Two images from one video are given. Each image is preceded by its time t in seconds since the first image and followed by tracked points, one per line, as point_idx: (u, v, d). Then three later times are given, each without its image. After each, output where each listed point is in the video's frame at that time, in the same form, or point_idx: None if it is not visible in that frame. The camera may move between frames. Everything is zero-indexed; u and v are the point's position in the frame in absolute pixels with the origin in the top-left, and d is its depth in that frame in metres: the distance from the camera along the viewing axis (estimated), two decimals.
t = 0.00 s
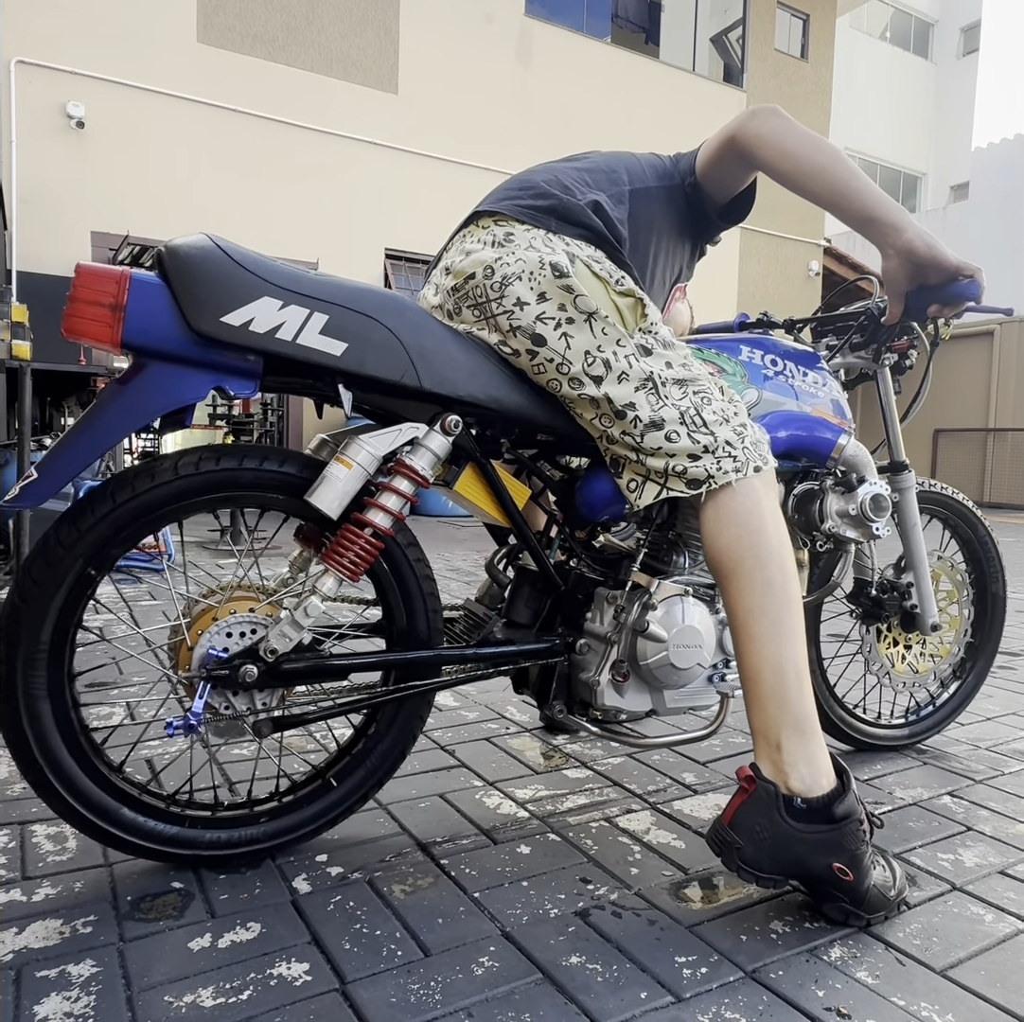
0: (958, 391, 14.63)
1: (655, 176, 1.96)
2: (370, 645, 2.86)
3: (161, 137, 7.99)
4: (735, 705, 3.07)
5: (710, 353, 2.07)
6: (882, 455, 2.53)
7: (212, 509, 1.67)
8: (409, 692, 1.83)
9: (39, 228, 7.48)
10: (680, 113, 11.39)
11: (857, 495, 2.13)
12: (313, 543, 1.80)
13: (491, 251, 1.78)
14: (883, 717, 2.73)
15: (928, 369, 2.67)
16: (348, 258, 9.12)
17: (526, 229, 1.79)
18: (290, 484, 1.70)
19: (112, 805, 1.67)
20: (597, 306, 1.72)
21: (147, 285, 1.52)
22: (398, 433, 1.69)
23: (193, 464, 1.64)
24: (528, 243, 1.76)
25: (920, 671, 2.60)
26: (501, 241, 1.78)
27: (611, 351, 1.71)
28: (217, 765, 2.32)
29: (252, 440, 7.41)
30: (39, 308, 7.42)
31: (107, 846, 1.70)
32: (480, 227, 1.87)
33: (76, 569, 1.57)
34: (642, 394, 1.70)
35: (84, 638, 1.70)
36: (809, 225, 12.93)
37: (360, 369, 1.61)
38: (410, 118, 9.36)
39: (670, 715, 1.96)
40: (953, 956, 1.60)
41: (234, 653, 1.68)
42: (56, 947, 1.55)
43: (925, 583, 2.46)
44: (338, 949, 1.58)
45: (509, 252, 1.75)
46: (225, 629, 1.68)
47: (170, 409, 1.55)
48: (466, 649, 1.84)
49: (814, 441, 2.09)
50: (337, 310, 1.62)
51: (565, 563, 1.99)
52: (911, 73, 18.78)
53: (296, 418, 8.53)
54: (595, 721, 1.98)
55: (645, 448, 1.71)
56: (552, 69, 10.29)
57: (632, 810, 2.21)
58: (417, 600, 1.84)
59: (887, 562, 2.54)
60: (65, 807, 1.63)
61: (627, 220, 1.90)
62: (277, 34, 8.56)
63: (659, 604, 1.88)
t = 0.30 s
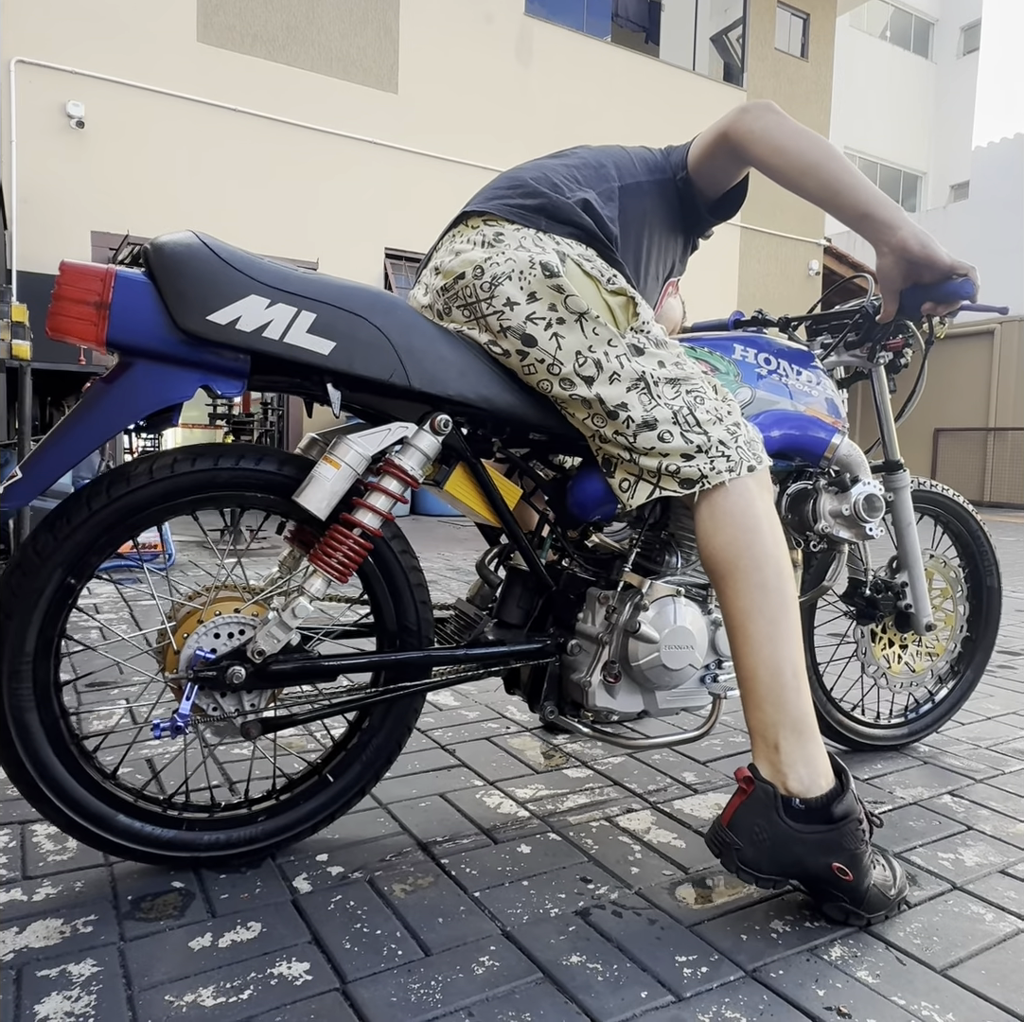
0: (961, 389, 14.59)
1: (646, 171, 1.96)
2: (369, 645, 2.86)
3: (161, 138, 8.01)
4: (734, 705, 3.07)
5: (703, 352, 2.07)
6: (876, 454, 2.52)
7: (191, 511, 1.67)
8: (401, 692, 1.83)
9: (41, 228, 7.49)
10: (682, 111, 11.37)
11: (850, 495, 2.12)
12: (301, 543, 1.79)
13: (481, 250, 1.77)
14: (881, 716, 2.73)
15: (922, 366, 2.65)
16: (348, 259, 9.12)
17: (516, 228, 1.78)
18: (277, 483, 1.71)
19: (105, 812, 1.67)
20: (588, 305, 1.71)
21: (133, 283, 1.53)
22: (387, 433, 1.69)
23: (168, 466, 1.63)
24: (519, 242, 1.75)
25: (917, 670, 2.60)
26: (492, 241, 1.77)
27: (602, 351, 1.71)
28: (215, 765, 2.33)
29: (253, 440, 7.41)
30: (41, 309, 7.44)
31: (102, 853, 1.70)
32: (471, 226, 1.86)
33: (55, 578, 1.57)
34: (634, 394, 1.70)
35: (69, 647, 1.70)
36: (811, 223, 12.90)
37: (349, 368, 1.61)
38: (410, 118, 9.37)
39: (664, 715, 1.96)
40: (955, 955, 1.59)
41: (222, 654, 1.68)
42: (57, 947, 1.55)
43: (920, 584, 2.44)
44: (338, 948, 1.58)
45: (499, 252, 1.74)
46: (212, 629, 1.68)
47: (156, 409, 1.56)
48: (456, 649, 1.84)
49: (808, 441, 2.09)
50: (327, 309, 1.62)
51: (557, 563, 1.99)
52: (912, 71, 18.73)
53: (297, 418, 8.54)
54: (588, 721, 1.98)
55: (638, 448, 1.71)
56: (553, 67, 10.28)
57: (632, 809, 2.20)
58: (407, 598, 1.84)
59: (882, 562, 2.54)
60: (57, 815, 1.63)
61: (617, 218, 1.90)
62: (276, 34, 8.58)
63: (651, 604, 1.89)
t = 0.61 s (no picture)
0: (960, 390, 14.61)
1: (647, 169, 1.96)
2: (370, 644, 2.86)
3: (161, 137, 8.00)
4: (735, 705, 3.07)
5: (705, 351, 2.07)
6: (878, 454, 2.53)
7: (202, 509, 1.67)
8: (405, 691, 1.83)
9: (40, 227, 7.48)
10: (682, 111, 11.37)
11: (852, 494, 2.13)
12: (307, 542, 1.80)
13: (484, 252, 1.77)
14: (882, 716, 2.73)
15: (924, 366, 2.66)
16: (348, 258, 9.12)
17: (518, 230, 1.78)
18: (285, 483, 1.71)
19: (109, 808, 1.67)
20: (590, 306, 1.72)
21: (140, 284, 1.53)
22: (391, 433, 1.69)
23: (181, 464, 1.64)
24: (522, 244, 1.75)
25: (918, 669, 2.60)
26: (494, 243, 1.78)
27: (605, 351, 1.71)
28: (216, 765, 2.33)
29: (253, 439, 7.41)
30: (40, 308, 7.44)
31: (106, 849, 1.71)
32: (472, 229, 1.86)
33: (66, 572, 1.58)
34: (636, 394, 1.70)
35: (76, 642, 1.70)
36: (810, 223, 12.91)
37: (354, 367, 1.61)
38: (411, 118, 9.36)
39: (666, 714, 1.96)
40: (954, 954, 1.60)
41: (228, 652, 1.68)
42: (57, 947, 1.55)
43: (922, 583, 2.46)
44: (338, 947, 1.58)
45: (501, 254, 1.74)
46: (218, 629, 1.68)
47: (162, 409, 1.56)
48: (461, 648, 1.84)
49: (809, 440, 2.09)
50: (332, 309, 1.62)
51: (560, 562, 1.99)
52: (911, 72, 18.74)
53: (297, 418, 8.53)
54: (592, 720, 1.98)
55: (640, 447, 1.71)
56: (553, 67, 10.28)
57: (632, 809, 2.20)
58: (412, 598, 1.84)
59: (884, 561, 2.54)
60: (61, 811, 1.63)
61: (618, 217, 1.90)
62: (277, 34, 8.57)
63: (654, 603, 1.88)
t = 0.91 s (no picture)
0: (959, 390, 14.62)
1: (647, 167, 1.95)
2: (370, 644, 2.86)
3: (160, 137, 7.99)
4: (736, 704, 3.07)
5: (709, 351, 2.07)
6: (881, 453, 2.53)
7: (219, 506, 1.68)
8: (412, 689, 1.84)
9: (39, 227, 7.48)
10: (681, 111, 11.38)
11: (856, 491, 2.14)
12: (316, 541, 1.80)
13: (489, 254, 1.78)
14: (884, 716, 2.73)
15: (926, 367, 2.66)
16: (348, 258, 9.11)
17: (523, 232, 1.79)
18: (297, 483, 1.71)
19: (113, 802, 1.67)
20: (595, 307, 1.72)
21: (151, 285, 1.53)
22: (399, 432, 1.68)
23: (200, 461, 1.65)
24: (527, 246, 1.76)
25: (921, 669, 2.60)
26: (499, 245, 1.78)
27: (610, 352, 1.72)
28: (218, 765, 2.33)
29: (253, 438, 7.41)
30: (39, 308, 7.43)
31: (111, 843, 1.71)
32: (478, 230, 1.87)
33: (83, 564, 1.58)
34: (642, 394, 1.70)
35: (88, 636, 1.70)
36: (809, 223, 12.91)
37: (362, 366, 1.61)
38: (411, 117, 9.36)
39: (672, 712, 1.96)
40: (954, 954, 1.60)
41: (237, 650, 1.69)
42: (57, 947, 1.55)
43: (925, 582, 2.47)
44: (338, 947, 1.58)
45: (506, 256, 1.75)
46: (227, 627, 1.68)
47: (172, 409, 1.55)
48: (468, 646, 1.84)
49: (813, 439, 2.11)
50: (340, 309, 1.62)
51: (566, 561, 1.99)
52: (911, 72, 18.74)
53: (297, 417, 8.53)
54: (598, 718, 1.97)
55: (645, 446, 1.71)
56: (552, 67, 10.28)
57: (632, 809, 2.20)
58: (420, 600, 1.84)
59: (887, 559, 2.55)
60: (68, 804, 1.63)
61: (621, 216, 1.90)
62: (277, 33, 8.56)
63: (660, 601, 1.89)
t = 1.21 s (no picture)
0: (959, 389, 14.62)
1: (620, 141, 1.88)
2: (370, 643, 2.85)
3: (160, 137, 7.99)
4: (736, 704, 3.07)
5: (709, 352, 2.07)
6: (882, 453, 2.53)
7: (228, 505, 1.68)
8: (416, 688, 1.84)
9: (39, 227, 7.48)
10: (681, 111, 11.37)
11: (857, 489, 2.14)
12: (320, 542, 1.80)
13: (475, 271, 1.77)
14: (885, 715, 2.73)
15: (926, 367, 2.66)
16: (348, 258, 9.10)
17: (507, 248, 1.78)
18: (300, 482, 1.71)
19: (117, 798, 1.67)
20: (585, 317, 1.71)
21: (157, 285, 1.53)
22: (402, 432, 1.68)
23: (209, 460, 1.65)
24: (512, 261, 1.75)
25: (922, 668, 2.59)
26: (485, 261, 1.78)
27: (603, 360, 1.71)
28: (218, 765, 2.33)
29: (253, 438, 7.41)
30: (39, 308, 7.43)
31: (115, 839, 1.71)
32: (458, 252, 1.86)
33: (91, 560, 1.58)
34: (638, 400, 1.70)
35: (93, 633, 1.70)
36: (809, 223, 12.91)
37: (367, 366, 1.61)
38: (411, 117, 9.35)
39: (675, 711, 1.96)
40: (953, 953, 1.60)
41: (242, 648, 1.69)
42: (57, 946, 1.55)
43: (926, 581, 2.47)
44: (338, 947, 1.58)
45: (492, 272, 1.74)
46: (233, 626, 1.68)
47: (177, 409, 1.55)
48: (472, 645, 1.84)
49: (813, 438, 2.11)
50: (344, 309, 1.62)
51: (569, 560, 1.98)
52: (911, 72, 18.74)
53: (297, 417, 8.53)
54: (601, 717, 1.97)
55: (645, 449, 1.71)
56: (552, 67, 10.28)
57: (632, 809, 2.20)
58: (424, 601, 1.85)
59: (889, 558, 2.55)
60: (72, 800, 1.63)
61: (597, 198, 1.86)
62: (277, 33, 8.56)
63: (663, 599, 1.89)
